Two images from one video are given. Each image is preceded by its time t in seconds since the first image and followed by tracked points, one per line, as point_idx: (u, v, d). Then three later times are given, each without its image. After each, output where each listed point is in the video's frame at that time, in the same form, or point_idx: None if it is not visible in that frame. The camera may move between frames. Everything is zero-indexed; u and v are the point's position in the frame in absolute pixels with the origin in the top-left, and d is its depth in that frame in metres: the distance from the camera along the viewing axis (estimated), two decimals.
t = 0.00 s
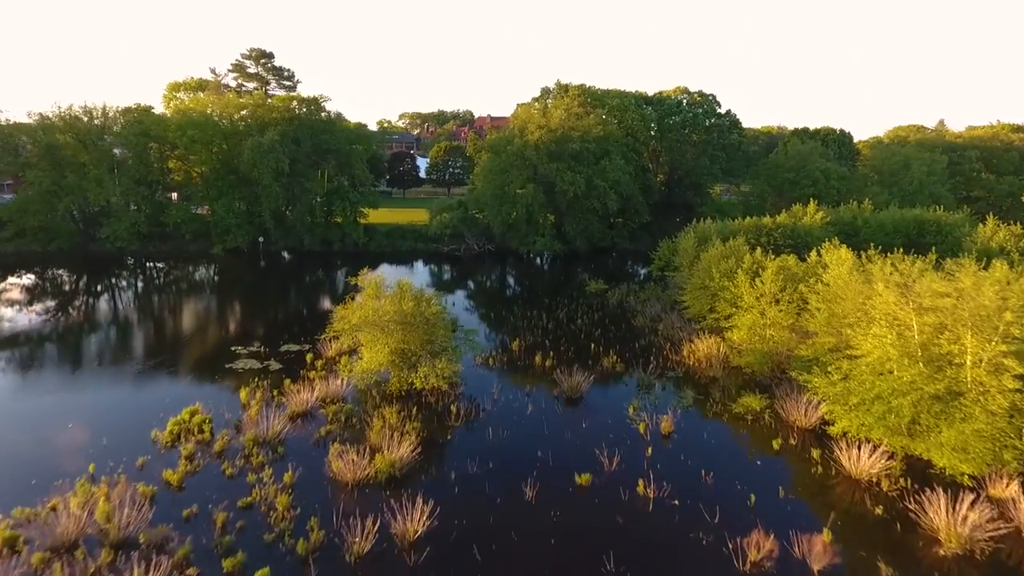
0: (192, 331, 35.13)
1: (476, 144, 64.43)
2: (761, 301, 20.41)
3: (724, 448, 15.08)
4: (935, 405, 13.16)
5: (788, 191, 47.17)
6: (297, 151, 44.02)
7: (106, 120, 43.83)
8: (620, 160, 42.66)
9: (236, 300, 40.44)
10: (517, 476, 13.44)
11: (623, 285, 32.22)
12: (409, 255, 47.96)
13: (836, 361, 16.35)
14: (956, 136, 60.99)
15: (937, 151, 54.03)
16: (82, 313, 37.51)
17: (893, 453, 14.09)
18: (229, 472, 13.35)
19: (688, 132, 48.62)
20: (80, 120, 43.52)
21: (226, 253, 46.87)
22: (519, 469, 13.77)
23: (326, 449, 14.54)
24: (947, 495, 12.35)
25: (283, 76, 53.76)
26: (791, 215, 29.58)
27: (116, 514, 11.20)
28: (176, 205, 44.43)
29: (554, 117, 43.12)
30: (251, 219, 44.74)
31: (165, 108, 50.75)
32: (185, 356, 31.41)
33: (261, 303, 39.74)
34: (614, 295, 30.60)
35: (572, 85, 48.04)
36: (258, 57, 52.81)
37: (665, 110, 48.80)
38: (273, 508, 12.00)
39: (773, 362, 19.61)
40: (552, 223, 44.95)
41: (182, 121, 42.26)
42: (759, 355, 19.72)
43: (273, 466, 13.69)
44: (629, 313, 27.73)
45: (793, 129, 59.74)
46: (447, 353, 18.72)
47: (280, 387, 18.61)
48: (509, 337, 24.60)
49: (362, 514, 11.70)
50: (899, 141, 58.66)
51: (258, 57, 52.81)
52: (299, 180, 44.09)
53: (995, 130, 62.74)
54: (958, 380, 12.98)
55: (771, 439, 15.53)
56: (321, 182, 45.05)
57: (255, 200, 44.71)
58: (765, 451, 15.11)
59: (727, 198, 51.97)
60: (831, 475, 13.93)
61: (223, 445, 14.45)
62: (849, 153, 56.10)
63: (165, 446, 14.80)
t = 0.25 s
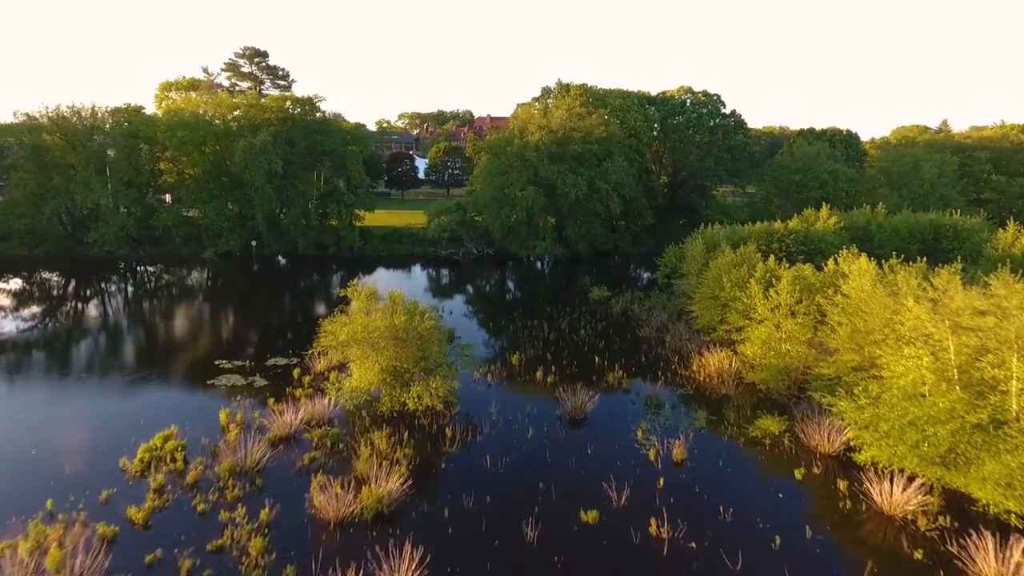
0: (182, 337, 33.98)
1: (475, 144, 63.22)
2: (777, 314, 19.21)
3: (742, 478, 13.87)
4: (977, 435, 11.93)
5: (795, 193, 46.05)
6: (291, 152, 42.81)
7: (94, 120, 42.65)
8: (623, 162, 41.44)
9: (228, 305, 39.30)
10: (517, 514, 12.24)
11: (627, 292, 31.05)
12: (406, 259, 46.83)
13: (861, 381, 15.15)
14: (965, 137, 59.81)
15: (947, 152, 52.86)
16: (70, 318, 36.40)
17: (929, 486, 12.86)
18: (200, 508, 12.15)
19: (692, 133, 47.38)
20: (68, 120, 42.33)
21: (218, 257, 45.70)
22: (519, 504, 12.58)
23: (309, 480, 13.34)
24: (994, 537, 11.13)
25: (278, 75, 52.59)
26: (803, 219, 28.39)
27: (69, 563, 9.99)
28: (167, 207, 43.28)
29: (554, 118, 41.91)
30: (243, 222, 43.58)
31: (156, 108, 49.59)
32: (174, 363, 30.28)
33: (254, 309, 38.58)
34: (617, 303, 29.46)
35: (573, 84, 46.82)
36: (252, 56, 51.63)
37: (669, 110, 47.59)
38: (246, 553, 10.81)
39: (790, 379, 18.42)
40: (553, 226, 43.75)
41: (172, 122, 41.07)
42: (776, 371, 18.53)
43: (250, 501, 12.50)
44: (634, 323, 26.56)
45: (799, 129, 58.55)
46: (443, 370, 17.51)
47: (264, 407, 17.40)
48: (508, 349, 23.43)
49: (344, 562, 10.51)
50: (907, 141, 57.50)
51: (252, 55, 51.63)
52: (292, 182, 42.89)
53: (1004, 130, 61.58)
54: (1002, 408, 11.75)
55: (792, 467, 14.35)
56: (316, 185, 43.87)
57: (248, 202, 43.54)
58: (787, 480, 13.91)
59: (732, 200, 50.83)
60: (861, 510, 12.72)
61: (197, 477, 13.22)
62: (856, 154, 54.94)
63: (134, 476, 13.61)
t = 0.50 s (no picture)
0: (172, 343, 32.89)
1: (475, 144, 61.99)
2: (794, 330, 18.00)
3: (763, 514, 12.69)
4: None
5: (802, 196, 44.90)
6: (284, 153, 41.54)
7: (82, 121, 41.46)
8: (627, 164, 40.23)
9: (222, 310, 38.20)
10: (517, 560, 11.05)
11: (632, 300, 29.88)
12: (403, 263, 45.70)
13: (891, 408, 13.94)
14: (974, 138, 58.66)
15: (957, 154, 51.70)
16: (59, 323, 35.36)
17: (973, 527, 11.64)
18: (165, 554, 10.93)
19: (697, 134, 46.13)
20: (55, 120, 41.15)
21: (210, 261, 44.54)
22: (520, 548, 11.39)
23: (289, 519, 12.13)
24: None
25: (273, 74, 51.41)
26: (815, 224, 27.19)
27: None
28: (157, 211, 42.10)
29: (556, 118, 40.64)
30: (236, 225, 42.40)
31: (148, 108, 48.43)
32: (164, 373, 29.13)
33: (247, 314, 37.44)
34: (621, 311, 28.31)
35: (575, 84, 45.59)
36: (246, 54, 50.43)
37: (673, 111, 46.32)
38: None
39: (810, 399, 17.22)
40: (554, 230, 42.56)
41: (162, 123, 39.87)
42: (794, 390, 17.34)
43: (222, 546, 11.30)
44: (641, 334, 25.39)
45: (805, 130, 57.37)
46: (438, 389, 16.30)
47: (246, 429, 16.18)
48: (508, 363, 22.26)
49: None
50: (915, 142, 56.34)
51: (246, 54, 50.43)
52: (286, 185, 41.64)
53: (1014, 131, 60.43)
54: None
55: (818, 501, 13.16)
56: (310, 187, 42.62)
57: (240, 205, 42.35)
58: (813, 516, 12.71)
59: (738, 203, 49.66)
60: (897, 554, 11.52)
61: (165, 514, 12.01)
62: (864, 155, 53.78)
63: (98, 514, 12.41)
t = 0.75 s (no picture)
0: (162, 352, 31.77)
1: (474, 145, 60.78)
2: (814, 348, 16.80)
3: (791, 558, 11.50)
4: None
5: (811, 199, 43.74)
6: (277, 156, 40.28)
7: (69, 121, 40.19)
8: (631, 167, 38.94)
9: (215, 316, 37.10)
10: None
11: (637, 309, 28.67)
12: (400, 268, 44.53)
13: (927, 437, 12.74)
14: (983, 139, 57.57)
15: (968, 155, 50.55)
16: (46, 330, 34.20)
17: None
18: None
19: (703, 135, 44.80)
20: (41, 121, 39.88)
21: (202, 266, 43.33)
22: None
23: (265, 567, 10.95)
24: None
25: (267, 74, 50.18)
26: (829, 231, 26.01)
27: None
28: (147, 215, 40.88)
29: (557, 119, 39.18)
30: (228, 229, 41.19)
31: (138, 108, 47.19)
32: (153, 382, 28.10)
33: (240, 322, 36.30)
34: (626, 321, 27.13)
35: (577, 83, 44.28)
36: (239, 53, 49.17)
37: (677, 111, 45.05)
38: None
39: (833, 422, 16.03)
40: (556, 234, 41.33)
41: (151, 124, 38.61)
42: (816, 411, 16.14)
43: None
44: (647, 347, 24.22)
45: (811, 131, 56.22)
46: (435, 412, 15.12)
47: (225, 457, 14.99)
48: (508, 378, 21.05)
49: None
50: (924, 143, 55.25)
51: (239, 53, 49.18)
52: (279, 188, 40.37)
53: None
54: None
55: (849, 542, 11.97)
56: (304, 190, 41.38)
57: (232, 209, 41.13)
58: (846, 561, 11.52)
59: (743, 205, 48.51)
60: None
61: (127, 561, 10.82)
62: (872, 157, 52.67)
63: (54, 559, 11.23)
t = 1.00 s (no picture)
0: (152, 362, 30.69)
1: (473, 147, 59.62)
2: (838, 369, 15.65)
3: None
4: None
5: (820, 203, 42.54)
6: (270, 158, 39.03)
7: (56, 123, 38.96)
8: (635, 170, 37.76)
9: (208, 324, 35.98)
10: None
11: (643, 319, 27.53)
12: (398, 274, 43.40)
13: (970, 474, 11.59)
14: (994, 141, 56.45)
15: (979, 158, 49.44)
16: (33, 337, 33.16)
17: None
18: None
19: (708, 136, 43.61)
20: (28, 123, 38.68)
21: (193, 272, 42.13)
22: None
23: None
24: None
25: (261, 74, 49.03)
26: (845, 238, 24.84)
27: None
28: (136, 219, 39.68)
29: (560, 120, 37.96)
30: (220, 234, 40.01)
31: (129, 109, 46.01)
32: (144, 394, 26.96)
33: (233, 330, 35.19)
34: (631, 333, 25.98)
35: (580, 84, 43.11)
36: (233, 53, 48.00)
37: (682, 112, 43.79)
38: None
39: (859, 449, 14.87)
40: (558, 239, 40.13)
41: (140, 125, 37.41)
42: (840, 438, 15.00)
43: None
44: (655, 362, 23.04)
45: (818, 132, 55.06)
46: (431, 440, 13.96)
47: (203, 489, 13.84)
48: (508, 396, 19.88)
49: None
50: (933, 145, 54.11)
51: (233, 53, 48.01)
52: (272, 192, 39.17)
53: None
54: None
55: None
56: (297, 194, 40.14)
57: (224, 213, 39.94)
58: None
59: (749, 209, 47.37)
60: None
61: None
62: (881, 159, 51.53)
63: None
